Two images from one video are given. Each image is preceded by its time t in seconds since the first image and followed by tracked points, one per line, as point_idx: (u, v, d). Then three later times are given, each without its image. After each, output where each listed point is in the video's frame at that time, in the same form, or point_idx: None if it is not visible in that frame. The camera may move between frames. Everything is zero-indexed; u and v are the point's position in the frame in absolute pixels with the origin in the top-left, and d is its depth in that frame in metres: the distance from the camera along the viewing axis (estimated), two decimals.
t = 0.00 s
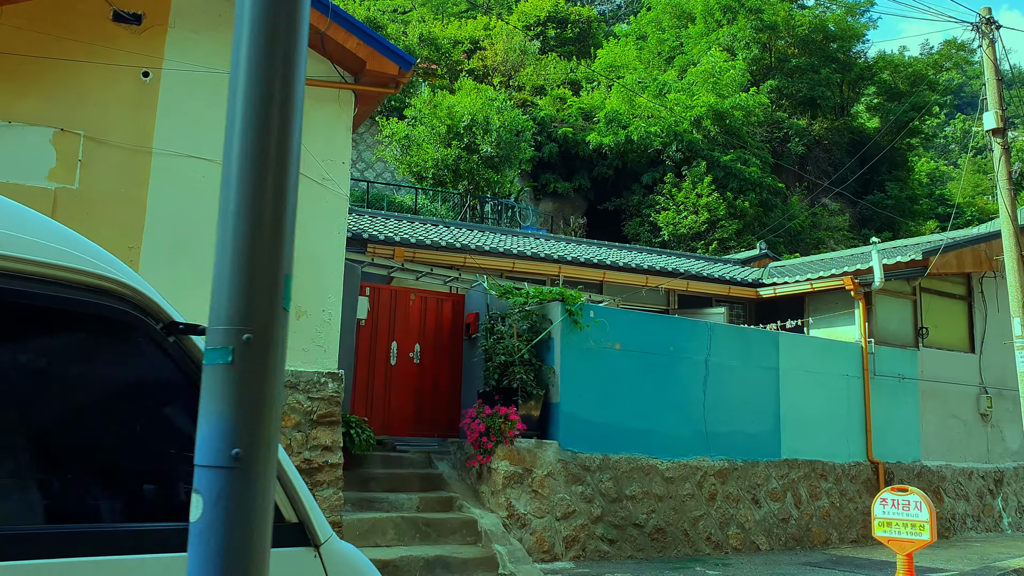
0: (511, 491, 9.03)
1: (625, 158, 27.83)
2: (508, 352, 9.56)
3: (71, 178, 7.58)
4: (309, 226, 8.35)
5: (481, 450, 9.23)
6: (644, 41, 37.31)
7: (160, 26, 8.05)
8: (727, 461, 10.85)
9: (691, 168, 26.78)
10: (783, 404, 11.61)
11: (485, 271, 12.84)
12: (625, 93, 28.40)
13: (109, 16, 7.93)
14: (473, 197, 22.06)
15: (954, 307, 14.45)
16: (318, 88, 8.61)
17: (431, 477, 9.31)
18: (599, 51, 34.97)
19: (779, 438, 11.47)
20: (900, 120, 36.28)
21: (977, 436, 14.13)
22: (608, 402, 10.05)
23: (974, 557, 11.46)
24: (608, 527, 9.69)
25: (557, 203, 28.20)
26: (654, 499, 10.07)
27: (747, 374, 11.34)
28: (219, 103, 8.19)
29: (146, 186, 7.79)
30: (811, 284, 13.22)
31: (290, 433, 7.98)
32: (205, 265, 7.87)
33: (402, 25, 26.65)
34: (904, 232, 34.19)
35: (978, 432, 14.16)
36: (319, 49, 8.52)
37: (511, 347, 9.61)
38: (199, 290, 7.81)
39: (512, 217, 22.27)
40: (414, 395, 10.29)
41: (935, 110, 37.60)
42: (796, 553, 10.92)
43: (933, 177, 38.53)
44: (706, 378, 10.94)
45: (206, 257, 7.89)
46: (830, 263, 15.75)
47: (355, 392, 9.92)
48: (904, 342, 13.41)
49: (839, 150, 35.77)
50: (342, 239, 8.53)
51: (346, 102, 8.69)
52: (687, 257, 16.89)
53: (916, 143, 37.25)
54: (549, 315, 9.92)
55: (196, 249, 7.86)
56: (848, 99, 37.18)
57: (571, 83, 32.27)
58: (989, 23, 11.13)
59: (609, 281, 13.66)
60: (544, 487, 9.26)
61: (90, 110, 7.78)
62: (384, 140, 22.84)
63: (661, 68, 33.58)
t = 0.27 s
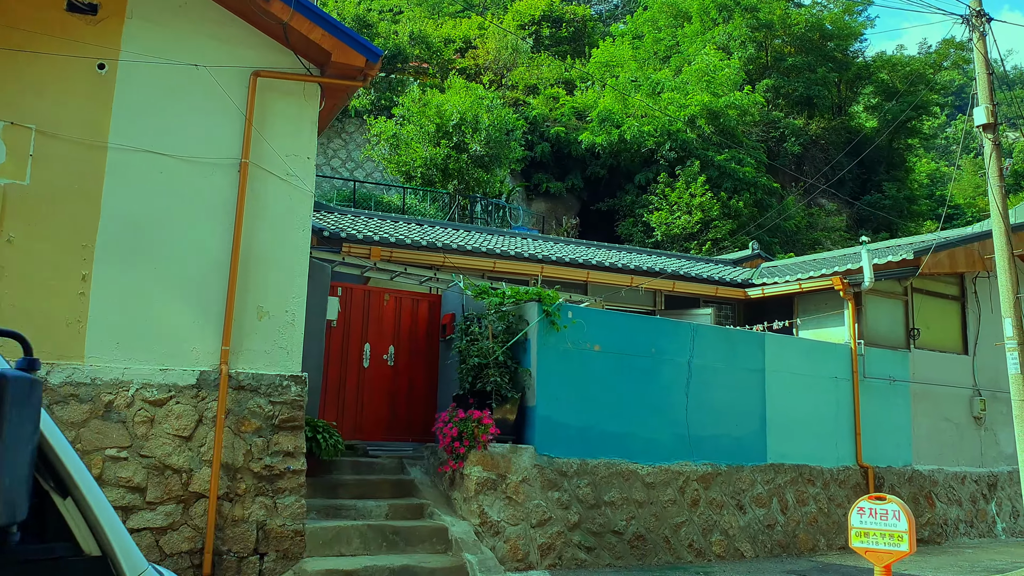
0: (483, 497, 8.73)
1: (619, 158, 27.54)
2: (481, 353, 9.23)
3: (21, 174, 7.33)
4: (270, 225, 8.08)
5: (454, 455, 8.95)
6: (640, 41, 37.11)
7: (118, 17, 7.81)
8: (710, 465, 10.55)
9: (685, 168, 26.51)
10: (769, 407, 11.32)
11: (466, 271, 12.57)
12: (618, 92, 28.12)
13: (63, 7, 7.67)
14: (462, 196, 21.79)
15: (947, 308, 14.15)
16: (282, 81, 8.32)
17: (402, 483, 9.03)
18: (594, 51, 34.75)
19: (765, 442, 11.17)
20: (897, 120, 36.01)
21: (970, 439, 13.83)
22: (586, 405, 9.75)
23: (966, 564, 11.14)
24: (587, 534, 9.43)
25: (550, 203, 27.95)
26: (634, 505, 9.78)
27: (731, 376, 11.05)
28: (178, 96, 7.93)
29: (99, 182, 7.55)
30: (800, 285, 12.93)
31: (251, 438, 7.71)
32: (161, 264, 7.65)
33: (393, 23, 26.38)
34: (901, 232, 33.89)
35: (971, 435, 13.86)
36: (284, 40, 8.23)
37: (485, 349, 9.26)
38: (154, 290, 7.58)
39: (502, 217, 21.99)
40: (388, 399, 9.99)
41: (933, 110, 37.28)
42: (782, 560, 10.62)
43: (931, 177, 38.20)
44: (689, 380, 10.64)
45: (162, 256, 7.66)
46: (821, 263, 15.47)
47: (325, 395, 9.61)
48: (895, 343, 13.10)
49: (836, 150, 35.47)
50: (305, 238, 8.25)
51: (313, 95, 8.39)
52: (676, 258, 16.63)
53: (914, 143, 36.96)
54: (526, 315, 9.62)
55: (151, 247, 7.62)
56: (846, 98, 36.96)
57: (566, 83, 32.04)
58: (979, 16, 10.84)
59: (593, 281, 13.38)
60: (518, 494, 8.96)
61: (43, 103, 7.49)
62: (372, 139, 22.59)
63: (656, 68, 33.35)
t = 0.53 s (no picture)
0: (456, 494, 8.44)
1: (613, 153, 27.24)
2: (456, 346, 8.91)
3: None
4: (235, 211, 7.82)
5: (428, 450, 8.66)
6: (636, 36, 36.80)
7: None
8: (694, 461, 10.27)
9: (679, 163, 26.21)
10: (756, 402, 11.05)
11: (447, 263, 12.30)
12: (612, 86, 27.83)
13: None
14: (452, 190, 21.50)
15: (940, 302, 13.87)
16: (247, 63, 8.03)
17: (373, 479, 8.75)
18: (589, 46, 34.47)
19: (751, 438, 10.89)
20: (896, 115, 35.71)
21: (964, 435, 13.55)
22: (565, 399, 9.47)
23: (957, 563, 10.86)
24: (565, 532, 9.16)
25: (543, 198, 27.67)
26: (614, 502, 9.51)
27: (716, 369, 10.78)
28: (138, 77, 7.63)
29: (55, 166, 7.23)
30: (789, 277, 12.64)
31: (211, 432, 7.43)
32: (120, 251, 7.35)
33: (384, 16, 26.10)
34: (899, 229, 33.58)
35: (965, 431, 13.59)
36: (248, 21, 7.94)
37: (460, 341, 8.95)
38: (112, 278, 7.28)
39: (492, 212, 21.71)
40: (362, 392, 9.73)
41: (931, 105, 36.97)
42: (768, 559, 10.34)
43: (929, 174, 37.89)
44: (672, 374, 10.37)
45: (121, 243, 7.36)
46: (812, 257, 15.19)
47: (296, 388, 9.32)
48: (887, 337, 12.81)
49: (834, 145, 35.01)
50: (271, 225, 8.00)
51: (280, 78, 8.12)
52: (665, 251, 16.36)
53: (912, 139, 36.65)
54: (503, 307, 9.33)
55: (109, 234, 7.33)
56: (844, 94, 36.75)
57: (560, 77, 31.76)
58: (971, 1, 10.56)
59: (579, 274, 13.11)
60: (493, 490, 8.68)
61: None
62: (361, 132, 22.31)
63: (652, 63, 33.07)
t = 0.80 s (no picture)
0: (427, 499, 8.17)
1: (607, 152, 26.96)
2: (428, 346, 8.64)
3: None
4: (194, 206, 7.56)
5: (398, 454, 8.39)
6: (632, 34, 36.50)
7: None
8: (677, 465, 9.99)
9: (673, 162, 25.91)
10: (740, 403, 10.78)
11: (426, 262, 12.02)
12: (606, 84, 27.55)
13: None
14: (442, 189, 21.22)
15: (933, 301, 13.57)
16: (208, 53, 7.81)
17: (341, 484, 8.48)
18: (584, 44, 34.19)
19: (736, 440, 10.62)
20: (894, 114, 35.40)
21: (958, 437, 13.26)
22: (542, 400, 9.18)
23: (949, 569, 10.56)
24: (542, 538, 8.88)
25: (536, 197, 27.40)
26: (593, 507, 9.23)
27: (700, 370, 10.49)
28: (93, 67, 7.36)
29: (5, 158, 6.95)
30: (778, 276, 12.36)
31: (168, 435, 7.16)
32: (74, 247, 7.06)
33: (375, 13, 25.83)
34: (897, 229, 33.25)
35: (959, 433, 13.29)
36: (209, 9, 7.66)
37: (431, 341, 8.67)
38: (65, 275, 7.00)
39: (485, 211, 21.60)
40: (334, 393, 9.47)
41: (930, 104, 36.63)
42: (753, 565, 10.06)
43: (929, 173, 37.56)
44: (654, 375, 10.08)
45: (74, 238, 7.08)
46: (803, 255, 14.91)
47: (264, 388, 9.06)
48: (878, 337, 12.51)
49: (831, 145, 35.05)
50: (233, 220, 7.75)
51: (242, 68, 7.90)
52: (654, 250, 16.09)
53: (911, 137, 36.32)
54: (477, 306, 9.03)
55: (62, 230, 7.05)
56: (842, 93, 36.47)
57: (555, 76, 31.46)
58: None
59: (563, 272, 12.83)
60: (466, 495, 8.40)
61: None
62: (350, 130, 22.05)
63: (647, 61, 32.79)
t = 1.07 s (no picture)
0: (394, 496, 7.90)
1: (601, 147, 26.68)
2: (397, 338, 8.33)
3: None
4: (150, 191, 7.30)
5: (364, 450, 8.10)
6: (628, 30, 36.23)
7: None
8: (658, 461, 9.71)
9: (668, 156, 25.61)
10: (724, 399, 10.51)
11: (405, 254, 11.75)
12: (600, 79, 27.26)
13: None
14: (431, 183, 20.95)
15: (925, 295, 13.27)
16: (165, 34, 7.53)
17: (307, 480, 8.22)
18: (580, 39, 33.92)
19: (718, 436, 10.35)
20: (893, 110, 35.08)
21: (950, 434, 12.97)
22: (517, 394, 8.90)
23: (938, 569, 10.28)
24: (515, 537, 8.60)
25: (529, 193, 27.13)
26: (569, 504, 8.96)
27: (683, 364, 10.21)
28: (44, 47, 7.10)
29: None
30: (765, 269, 12.08)
31: (120, 430, 6.90)
32: (22, 233, 6.78)
33: (366, 7, 25.57)
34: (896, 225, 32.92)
35: (951, 430, 13.00)
36: None
37: (399, 333, 8.37)
38: (12, 262, 6.71)
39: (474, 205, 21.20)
40: (303, 387, 9.20)
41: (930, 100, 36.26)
42: (736, 565, 9.79)
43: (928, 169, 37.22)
44: (634, 369, 9.80)
45: (23, 224, 6.80)
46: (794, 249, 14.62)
47: (230, 382, 8.84)
48: (868, 332, 12.22)
49: (829, 140, 35.00)
50: (191, 206, 7.49)
51: (201, 49, 7.61)
52: (643, 244, 15.81)
53: (910, 133, 35.99)
54: (451, 297, 8.74)
55: (9, 214, 6.77)
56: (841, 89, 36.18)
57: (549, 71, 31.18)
58: None
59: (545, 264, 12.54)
60: (435, 492, 8.12)
61: None
62: (338, 124, 21.80)
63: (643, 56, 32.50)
